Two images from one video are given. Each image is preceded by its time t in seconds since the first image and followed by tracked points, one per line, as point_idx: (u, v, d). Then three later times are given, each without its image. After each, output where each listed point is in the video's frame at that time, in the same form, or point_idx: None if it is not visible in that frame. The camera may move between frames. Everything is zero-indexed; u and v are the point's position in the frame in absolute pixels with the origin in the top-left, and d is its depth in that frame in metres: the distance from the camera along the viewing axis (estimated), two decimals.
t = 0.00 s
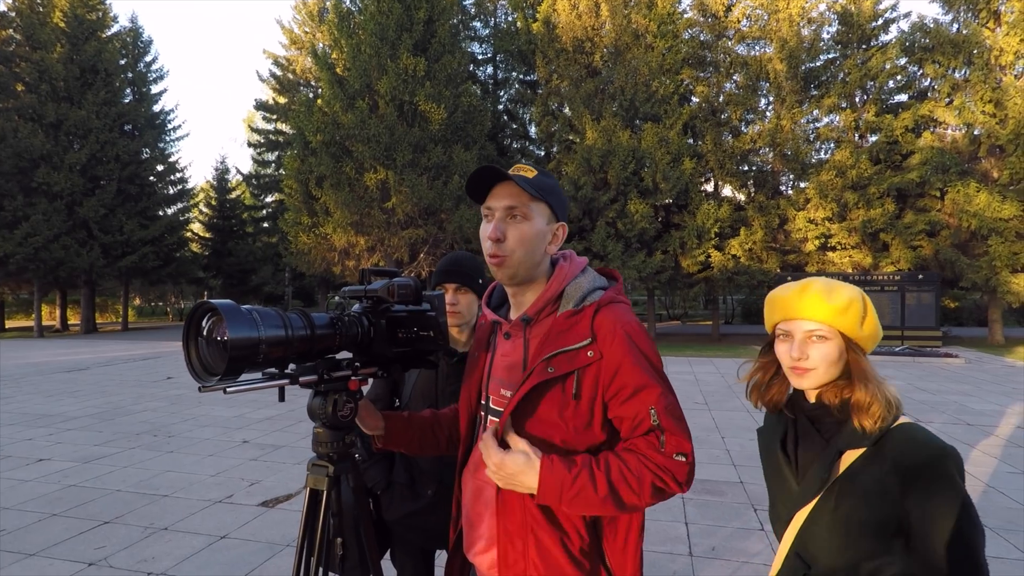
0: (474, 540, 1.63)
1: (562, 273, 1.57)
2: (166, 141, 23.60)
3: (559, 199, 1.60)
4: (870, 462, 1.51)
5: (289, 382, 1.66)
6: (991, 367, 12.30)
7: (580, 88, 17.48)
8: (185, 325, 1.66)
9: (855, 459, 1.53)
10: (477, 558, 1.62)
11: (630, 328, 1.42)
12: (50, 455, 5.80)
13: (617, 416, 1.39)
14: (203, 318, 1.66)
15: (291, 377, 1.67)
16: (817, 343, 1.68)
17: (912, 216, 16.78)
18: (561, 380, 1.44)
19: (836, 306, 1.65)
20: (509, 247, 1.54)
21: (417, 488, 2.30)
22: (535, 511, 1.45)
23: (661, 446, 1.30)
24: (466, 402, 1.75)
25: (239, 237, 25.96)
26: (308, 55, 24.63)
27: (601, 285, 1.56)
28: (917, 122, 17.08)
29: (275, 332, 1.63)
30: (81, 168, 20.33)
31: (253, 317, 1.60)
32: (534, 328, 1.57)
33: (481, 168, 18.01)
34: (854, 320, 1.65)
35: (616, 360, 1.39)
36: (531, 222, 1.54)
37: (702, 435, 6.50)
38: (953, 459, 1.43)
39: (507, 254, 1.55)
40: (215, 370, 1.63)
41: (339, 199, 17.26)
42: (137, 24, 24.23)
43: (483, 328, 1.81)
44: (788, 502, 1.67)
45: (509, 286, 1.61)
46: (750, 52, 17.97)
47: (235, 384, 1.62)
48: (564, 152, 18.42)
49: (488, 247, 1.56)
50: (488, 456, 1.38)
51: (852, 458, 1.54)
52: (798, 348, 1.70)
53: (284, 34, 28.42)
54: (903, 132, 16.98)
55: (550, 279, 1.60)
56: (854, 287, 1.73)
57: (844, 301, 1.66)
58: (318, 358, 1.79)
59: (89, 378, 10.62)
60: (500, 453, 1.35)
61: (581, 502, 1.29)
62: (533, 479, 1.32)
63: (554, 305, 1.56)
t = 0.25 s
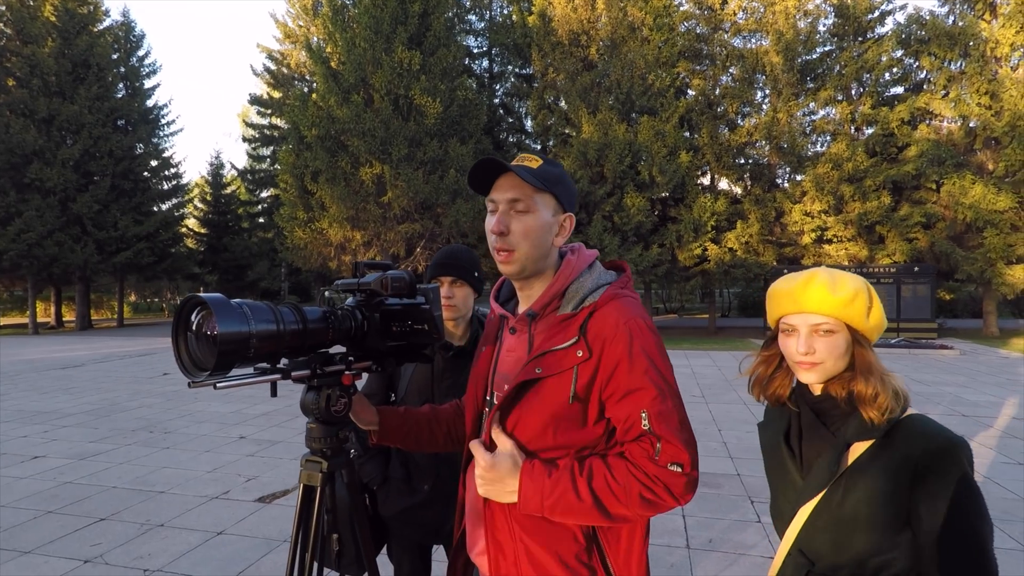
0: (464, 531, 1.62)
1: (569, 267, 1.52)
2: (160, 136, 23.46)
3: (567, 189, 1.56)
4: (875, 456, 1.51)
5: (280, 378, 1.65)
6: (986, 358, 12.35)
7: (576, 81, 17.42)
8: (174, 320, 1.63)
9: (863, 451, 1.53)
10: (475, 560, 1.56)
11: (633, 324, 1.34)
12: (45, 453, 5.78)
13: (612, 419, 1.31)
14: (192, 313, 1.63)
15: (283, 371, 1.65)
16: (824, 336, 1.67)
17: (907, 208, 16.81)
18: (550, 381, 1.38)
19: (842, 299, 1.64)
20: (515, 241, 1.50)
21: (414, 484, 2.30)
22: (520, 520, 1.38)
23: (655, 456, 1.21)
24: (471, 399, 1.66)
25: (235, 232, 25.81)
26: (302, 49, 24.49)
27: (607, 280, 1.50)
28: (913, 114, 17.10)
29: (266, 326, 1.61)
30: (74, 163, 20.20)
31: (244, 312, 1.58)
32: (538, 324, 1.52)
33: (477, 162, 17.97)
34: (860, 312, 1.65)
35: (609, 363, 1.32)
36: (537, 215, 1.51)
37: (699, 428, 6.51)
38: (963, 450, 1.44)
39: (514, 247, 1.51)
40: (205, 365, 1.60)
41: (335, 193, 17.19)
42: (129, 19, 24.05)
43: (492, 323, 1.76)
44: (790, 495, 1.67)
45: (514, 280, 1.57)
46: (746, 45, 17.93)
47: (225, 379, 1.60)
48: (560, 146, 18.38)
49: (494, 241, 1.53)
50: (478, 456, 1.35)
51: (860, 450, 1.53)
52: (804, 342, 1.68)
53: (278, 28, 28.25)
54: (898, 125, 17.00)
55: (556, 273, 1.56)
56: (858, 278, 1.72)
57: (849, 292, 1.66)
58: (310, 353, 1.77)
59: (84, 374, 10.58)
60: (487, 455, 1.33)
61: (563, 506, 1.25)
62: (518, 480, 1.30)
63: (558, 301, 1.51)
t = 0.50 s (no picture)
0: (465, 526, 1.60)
1: (579, 262, 1.50)
2: (156, 131, 23.35)
3: (578, 182, 1.54)
4: (877, 452, 1.50)
5: (273, 374, 1.63)
6: (984, 352, 12.37)
7: (574, 75, 17.34)
8: (164, 315, 1.62)
9: (865, 446, 1.52)
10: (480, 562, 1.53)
11: (646, 323, 1.32)
12: (43, 449, 5.76)
13: (622, 421, 1.30)
14: (182, 308, 1.62)
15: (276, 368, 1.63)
16: (829, 333, 1.66)
17: (906, 202, 16.78)
18: (559, 380, 1.36)
19: (847, 293, 1.63)
20: (527, 233, 1.48)
21: (411, 480, 2.28)
22: (526, 520, 1.37)
23: (666, 461, 1.19)
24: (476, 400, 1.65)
25: (232, 227, 25.73)
26: (298, 42, 24.35)
27: (619, 278, 1.48)
28: (911, 108, 17.06)
29: (259, 322, 1.60)
30: (69, 158, 20.10)
31: (235, 307, 1.57)
32: (547, 321, 1.50)
33: (475, 156, 17.92)
34: (867, 306, 1.63)
35: (619, 362, 1.30)
36: (550, 207, 1.49)
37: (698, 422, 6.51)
38: (968, 449, 1.45)
39: (526, 240, 1.48)
40: (196, 362, 1.59)
41: (332, 188, 17.13)
42: (123, 12, 23.88)
43: (499, 320, 1.72)
44: (793, 493, 1.66)
45: (522, 275, 1.55)
46: (744, 38, 17.88)
47: (217, 375, 1.58)
48: (558, 140, 18.33)
49: (504, 233, 1.50)
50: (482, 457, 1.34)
51: (862, 447, 1.53)
52: (810, 338, 1.67)
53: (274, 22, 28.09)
54: (897, 118, 16.96)
55: (566, 268, 1.54)
56: (860, 269, 1.72)
57: (855, 286, 1.64)
58: (304, 348, 1.75)
59: (82, 370, 10.55)
60: (494, 453, 1.31)
61: (570, 510, 1.23)
62: (523, 481, 1.30)
63: (568, 297, 1.48)
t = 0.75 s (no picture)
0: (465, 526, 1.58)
1: (589, 257, 1.47)
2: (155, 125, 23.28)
3: (588, 173, 1.51)
4: (882, 452, 1.48)
5: (268, 370, 1.60)
6: (984, 348, 12.38)
7: (574, 70, 17.27)
8: (155, 310, 1.59)
9: (865, 448, 1.51)
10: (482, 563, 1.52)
11: (659, 320, 1.30)
12: (42, 444, 5.75)
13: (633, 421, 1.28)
14: (174, 303, 1.59)
15: (270, 364, 1.60)
16: (831, 331, 1.65)
17: (907, 198, 16.75)
18: (568, 377, 1.34)
19: (851, 289, 1.61)
20: (536, 226, 1.46)
21: (410, 477, 2.27)
22: (530, 521, 1.35)
23: (680, 463, 1.18)
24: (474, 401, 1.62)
25: (231, 222, 25.70)
26: (297, 36, 24.26)
27: (630, 273, 1.45)
28: (913, 103, 17.00)
29: (252, 317, 1.57)
30: (68, 152, 20.05)
31: (227, 301, 1.54)
32: (555, 316, 1.48)
33: (474, 151, 17.88)
34: (872, 301, 1.61)
35: (631, 360, 1.28)
36: (560, 198, 1.46)
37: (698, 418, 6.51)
38: (974, 451, 1.39)
39: (534, 232, 1.46)
40: (187, 357, 1.56)
41: (332, 183, 17.10)
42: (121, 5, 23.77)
43: (504, 316, 1.70)
44: (795, 491, 1.65)
45: (529, 268, 1.52)
46: (745, 33, 17.82)
47: (209, 371, 1.56)
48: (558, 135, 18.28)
49: (512, 225, 1.48)
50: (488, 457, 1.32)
51: (864, 447, 1.51)
52: (815, 336, 1.66)
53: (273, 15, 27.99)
54: (898, 114, 16.92)
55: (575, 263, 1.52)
56: (865, 263, 1.69)
57: (858, 283, 1.62)
58: (299, 344, 1.73)
59: (81, 365, 10.54)
60: (499, 453, 1.29)
61: (579, 512, 1.22)
62: (530, 481, 1.27)
63: (578, 292, 1.46)
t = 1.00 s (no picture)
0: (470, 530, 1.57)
1: (594, 257, 1.45)
2: (157, 123, 23.29)
3: (592, 171, 1.49)
4: (892, 458, 1.47)
5: (264, 370, 1.59)
6: (986, 349, 12.35)
7: (576, 69, 17.25)
8: (150, 310, 1.58)
9: (873, 453, 1.50)
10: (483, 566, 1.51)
11: (666, 323, 1.28)
12: (41, 442, 5.74)
13: (639, 425, 1.26)
14: (169, 302, 1.58)
15: (266, 364, 1.59)
16: (831, 334, 1.63)
17: (909, 198, 16.71)
18: (571, 379, 1.32)
19: (852, 294, 1.59)
20: (537, 226, 1.44)
21: (410, 478, 2.25)
22: (534, 526, 1.34)
23: (686, 469, 1.16)
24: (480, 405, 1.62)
25: (232, 221, 25.74)
26: (299, 35, 24.27)
27: (636, 272, 1.44)
28: (916, 103, 16.96)
29: (248, 317, 1.56)
30: (69, 151, 20.06)
31: (223, 301, 1.53)
32: (560, 317, 1.46)
33: (476, 150, 17.86)
34: (874, 304, 1.59)
35: (636, 362, 1.26)
36: (561, 198, 1.44)
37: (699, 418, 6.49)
38: (985, 458, 1.36)
39: (535, 233, 1.45)
40: (182, 358, 1.55)
41: (333, 181, 17.09)
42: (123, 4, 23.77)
43: (510, 316, 1.68)
44: (800, 495, 1.64)
45: (529, 268, 1.51)
46: (748, 32, 17.78)
47: (204, 372, 1.55)
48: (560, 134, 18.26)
49: (512, 225, 1.46)
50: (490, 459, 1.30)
51: (871, 452, 1.50)
52: (812, 338, 1.65)
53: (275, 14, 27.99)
54: (901, 113, 16.87)
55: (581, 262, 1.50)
56: (870, 265, 1.67)
57: (860, 286, 1.60)
58: (297, 345, 1.72)
59: (81, 363, 10.54)
60: (501, 456, 1.27)
61: (583, 518, 1.20)
62: (533, 485, 1.25)
63: (583, 293, 1.44)
